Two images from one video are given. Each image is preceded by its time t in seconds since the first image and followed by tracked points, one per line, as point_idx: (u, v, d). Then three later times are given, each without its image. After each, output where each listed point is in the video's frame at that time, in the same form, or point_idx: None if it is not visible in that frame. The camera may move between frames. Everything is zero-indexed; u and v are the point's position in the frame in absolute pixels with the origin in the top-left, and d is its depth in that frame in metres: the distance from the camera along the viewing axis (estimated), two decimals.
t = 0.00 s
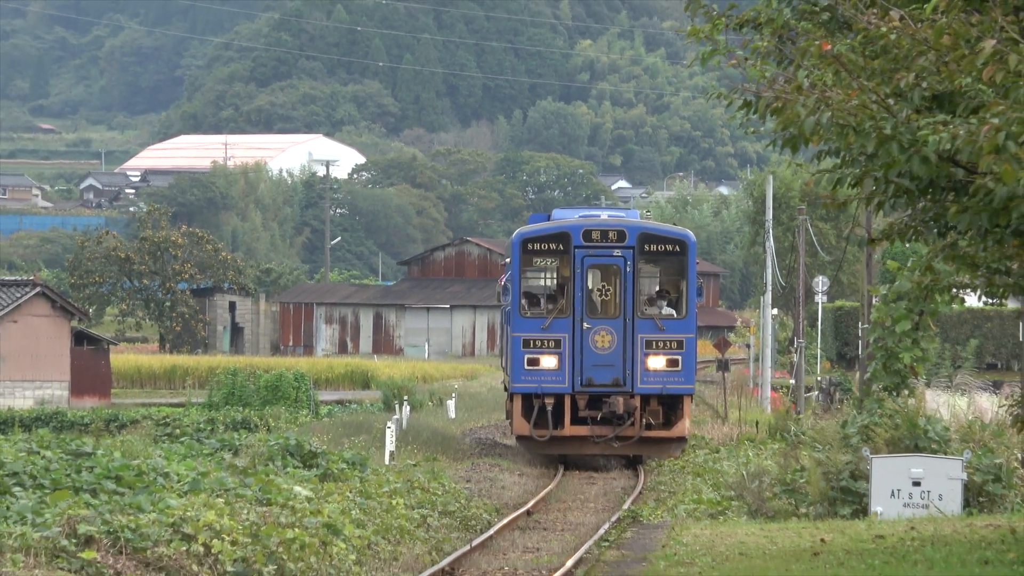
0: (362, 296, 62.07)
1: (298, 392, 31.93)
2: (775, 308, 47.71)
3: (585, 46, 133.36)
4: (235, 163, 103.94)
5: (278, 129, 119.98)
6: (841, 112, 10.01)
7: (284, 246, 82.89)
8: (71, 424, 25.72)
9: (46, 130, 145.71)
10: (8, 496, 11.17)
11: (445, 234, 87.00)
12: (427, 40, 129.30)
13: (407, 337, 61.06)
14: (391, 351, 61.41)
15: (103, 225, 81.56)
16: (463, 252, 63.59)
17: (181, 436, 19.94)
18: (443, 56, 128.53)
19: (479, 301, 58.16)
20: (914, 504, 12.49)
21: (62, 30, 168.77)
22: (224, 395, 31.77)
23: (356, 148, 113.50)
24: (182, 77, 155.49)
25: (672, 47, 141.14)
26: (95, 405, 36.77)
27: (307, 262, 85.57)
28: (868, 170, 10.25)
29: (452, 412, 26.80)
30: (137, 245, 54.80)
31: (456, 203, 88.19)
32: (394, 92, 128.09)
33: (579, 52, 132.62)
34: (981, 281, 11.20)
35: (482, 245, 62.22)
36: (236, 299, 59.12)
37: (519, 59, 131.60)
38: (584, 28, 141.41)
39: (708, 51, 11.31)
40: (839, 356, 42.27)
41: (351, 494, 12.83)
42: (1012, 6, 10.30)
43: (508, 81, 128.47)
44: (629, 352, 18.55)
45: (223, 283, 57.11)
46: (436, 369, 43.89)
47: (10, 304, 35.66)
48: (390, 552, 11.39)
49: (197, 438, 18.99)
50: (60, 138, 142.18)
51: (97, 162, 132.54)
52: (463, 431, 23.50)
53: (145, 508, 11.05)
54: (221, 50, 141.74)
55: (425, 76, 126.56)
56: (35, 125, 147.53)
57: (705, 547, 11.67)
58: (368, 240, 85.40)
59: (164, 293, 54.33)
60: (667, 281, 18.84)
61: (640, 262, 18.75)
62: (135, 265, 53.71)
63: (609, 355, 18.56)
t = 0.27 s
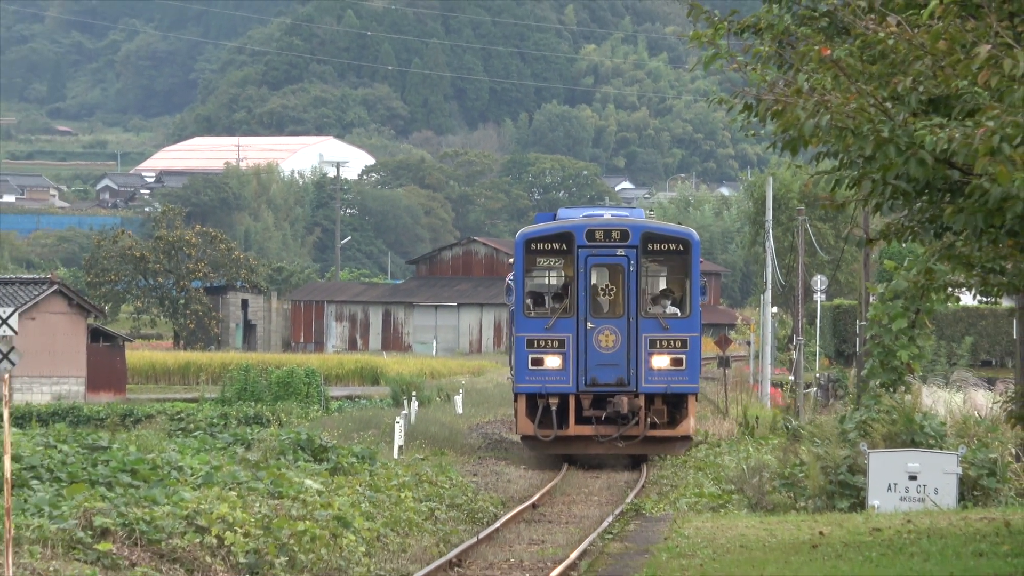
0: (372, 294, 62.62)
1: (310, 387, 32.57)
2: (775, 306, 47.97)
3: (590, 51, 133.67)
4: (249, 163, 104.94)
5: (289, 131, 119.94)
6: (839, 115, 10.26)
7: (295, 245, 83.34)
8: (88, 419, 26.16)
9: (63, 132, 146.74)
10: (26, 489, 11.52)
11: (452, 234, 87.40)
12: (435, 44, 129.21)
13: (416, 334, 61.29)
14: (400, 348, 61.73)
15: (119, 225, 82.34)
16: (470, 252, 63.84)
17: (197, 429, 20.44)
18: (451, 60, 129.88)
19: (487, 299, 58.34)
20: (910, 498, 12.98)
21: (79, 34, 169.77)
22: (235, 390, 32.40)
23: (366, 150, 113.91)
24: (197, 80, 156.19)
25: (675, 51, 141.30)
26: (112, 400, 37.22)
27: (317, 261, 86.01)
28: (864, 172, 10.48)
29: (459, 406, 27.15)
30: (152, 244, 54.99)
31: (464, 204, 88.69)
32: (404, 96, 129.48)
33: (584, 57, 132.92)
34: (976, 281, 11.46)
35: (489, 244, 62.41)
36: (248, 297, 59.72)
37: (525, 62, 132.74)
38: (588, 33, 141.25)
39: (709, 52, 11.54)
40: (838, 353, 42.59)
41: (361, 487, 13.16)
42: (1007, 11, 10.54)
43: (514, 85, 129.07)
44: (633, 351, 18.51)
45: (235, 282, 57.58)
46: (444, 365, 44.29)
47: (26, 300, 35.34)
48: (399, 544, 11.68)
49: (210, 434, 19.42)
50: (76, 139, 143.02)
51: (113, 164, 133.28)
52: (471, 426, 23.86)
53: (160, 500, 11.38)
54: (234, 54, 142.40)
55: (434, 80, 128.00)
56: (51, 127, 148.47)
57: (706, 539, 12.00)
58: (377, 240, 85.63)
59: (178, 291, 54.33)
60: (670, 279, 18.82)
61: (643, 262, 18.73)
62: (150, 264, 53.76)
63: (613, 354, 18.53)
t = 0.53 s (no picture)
0: (381, 293, 62.89)
1: (321, 385, 33.17)
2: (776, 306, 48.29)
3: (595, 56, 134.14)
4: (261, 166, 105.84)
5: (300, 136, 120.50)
6: (837, 120, 10.52)
7: (308, 245, 83.73)
8: (105, 416, 26.52)
9: (80, 136, 147.44)
10: (45, 485, 11.82)
11: (460, 234, 87.88)
12: (443, 49, 128.54)
13: (425, 333, 61.58)
14: (410, 346, 62.09)
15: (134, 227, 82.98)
16: (477, 253, 64.04)
17: (211, 425, 20.84)
18: (458, 65, 129.64)
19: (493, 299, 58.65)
20: (907, 493, 13.38)
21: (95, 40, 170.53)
22: (249, 387, 32.83)
23: (376, 153, 114.38)
24: (212, 85, 156.69)
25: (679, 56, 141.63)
26: (128, 397, 37.86)
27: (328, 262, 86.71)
28: (862, 174, 10.76)
29: (467, 404, 27.35)
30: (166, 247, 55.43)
31: (472, 206, 89.31)
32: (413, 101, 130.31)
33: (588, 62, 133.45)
34: (971, 281, 11.76)
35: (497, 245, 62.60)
36: (261, 297, 60.18)
37: (531, 68, 133.66)
38: (593, 39, 141.10)
39: (709, 57, 11.78)
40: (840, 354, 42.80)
41: (371, 482, 13.47)
42: (1001, 14, 10.82)
43: (521, 89, 130.33)
44: (637, 351, 18.76)
45: (248, 282, 58.04)
46: (452, 364, 44.68)
47: (46, 300, 36.38)
48: (408, 538, 11.95)
49: (224, 430, 19.78)
50: (92, 143, 143.54)
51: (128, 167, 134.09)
52: (478, 422, 24.20)
53: (174, 496, 11.69)
54: (247, 58, 142.95)
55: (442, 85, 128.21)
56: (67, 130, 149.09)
57: (709, 534, 12.27)
58: (387, 241, 85.61)
59: (193, 291, 54.56)
60: (674, 278, 19.00)
61: (647, 260, 18.93)
62: (165, 264, 54.20)
63: (617, 353, 18.76)
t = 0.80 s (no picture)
0: (392, 294, 63.13)
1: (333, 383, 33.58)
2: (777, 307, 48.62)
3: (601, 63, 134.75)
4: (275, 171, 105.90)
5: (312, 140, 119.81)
6: (838, 125, 10.80)
7: (319, 248, 84.15)
8: (122, 415, 26.90)
9: (98, 141, 148.06)
10: (63, 481, 12.14)
11: (469, 237, 88.33)
12: (451, 55, 129.84)
13: (434, 334, 62.07)
14: (418, 347, 62.59)
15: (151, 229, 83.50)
16: (485, 255, 64.42)
17: (226, 424, 21.22)
18: (468, 71, 131.04)
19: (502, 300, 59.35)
20: (906, 489, 13.70)
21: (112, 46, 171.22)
22: (263, 387, 33.28)
23: (387, 157, 114.78)
24: (227, 92, 157.10)
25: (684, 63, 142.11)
26: (144, 396, 38.77)
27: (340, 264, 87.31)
28: (861, 178, 11.04)
29: (475, 403, 27.67)
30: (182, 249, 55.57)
31: (481, 209, 89.85)
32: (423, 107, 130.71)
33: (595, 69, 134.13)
34: (969, 283, 12.04)
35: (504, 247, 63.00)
36: (274, 298, 60.85)
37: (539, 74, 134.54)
38: (599, 46, 140.86)
39: (713, 64, 12.13)
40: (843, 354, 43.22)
41: (381, 480, 13.77)
42: (998, 24, 11.07)
43: (529, 96, 129.53)
44: (642, 351, 18.99)
45: (262, 284, 58.31)
46: (461, 363, 45.11)
47: (65, 301, 37.24)
48: (419, 533, 12.24)
49: (238, 429, 20.15)
50: (109, 148, 144.19)
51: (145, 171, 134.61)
52: (486, 421, 24.56)
53: (190, 492, 12.00)
54: (262, 65, 143.26)
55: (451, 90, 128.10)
56: (83, 135, 149.68)
57: (711, 530, 12.58)
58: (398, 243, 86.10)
59: (208, 292, 54.99)
60: (680, 279, 19.24)
61: (654, 261, 19.15)
62: (181, 267, 54.25)
63: (622, 354, 18.98)
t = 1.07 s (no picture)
0: (403, 298, 63.42)
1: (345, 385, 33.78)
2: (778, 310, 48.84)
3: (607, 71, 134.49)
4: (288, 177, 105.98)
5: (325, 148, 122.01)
6: (838, 132, 11.07)
7: (331, 253, 84.47)
8: (139, 416, 27.23)
9: (115, 148, 148.64)
10: (81, 481, 12.44)
11: (478, 243, 88.65)
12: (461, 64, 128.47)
13: (445, 337, 62.28)
14: (429, 350, 62.62)
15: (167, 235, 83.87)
16: (494, 259, 64.64)
17: (240, 425, 21.55)
18: (476, 81, 129.37)
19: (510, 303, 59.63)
20: (904, 488, 14.00)
21: (129, 55, 171.83)
22: (276, 387, 33.69)
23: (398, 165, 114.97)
24: (241, 101, 157.39)
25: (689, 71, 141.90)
26: (161, 397, 39.30)
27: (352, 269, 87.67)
28: (861, 184, 11.33)
29: (485, 404, 28.06)
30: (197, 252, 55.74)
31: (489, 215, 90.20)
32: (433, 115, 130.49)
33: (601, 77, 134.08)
34: (965, 285, 12.34)
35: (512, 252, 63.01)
36: (288, 301, 61.61)
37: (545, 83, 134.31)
38: (604, 55, 139.07)
39: (716, 72, 12.47)
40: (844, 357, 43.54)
41: (392, 479, 14.04)
42: (994, 32, 11.29)
43: (536, 104, 130.37)
44: (647, 354, 19.23)
45: (276, 288, 59.17)
46: (470, 365, 45.47)
47: (83, 305, 37.58)
48: (429, 532, 12.52)
49: (253, 429, 20.50)
50: (126, 155, 144.80)
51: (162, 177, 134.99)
52: (493, 422, 24.91)
53: (205, 492, 12.28)
54: (276, 74, 143.55)
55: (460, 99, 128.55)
56: (100, 143, 150.15)
57: (715, 528, 12.85)
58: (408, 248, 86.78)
59: (223, 296, 55.85)
60: (684, 282, 19.49)
61: (657, 265, 19.41)
62: (196, 271, 54.58)
63: (626, 357, 19.22)
